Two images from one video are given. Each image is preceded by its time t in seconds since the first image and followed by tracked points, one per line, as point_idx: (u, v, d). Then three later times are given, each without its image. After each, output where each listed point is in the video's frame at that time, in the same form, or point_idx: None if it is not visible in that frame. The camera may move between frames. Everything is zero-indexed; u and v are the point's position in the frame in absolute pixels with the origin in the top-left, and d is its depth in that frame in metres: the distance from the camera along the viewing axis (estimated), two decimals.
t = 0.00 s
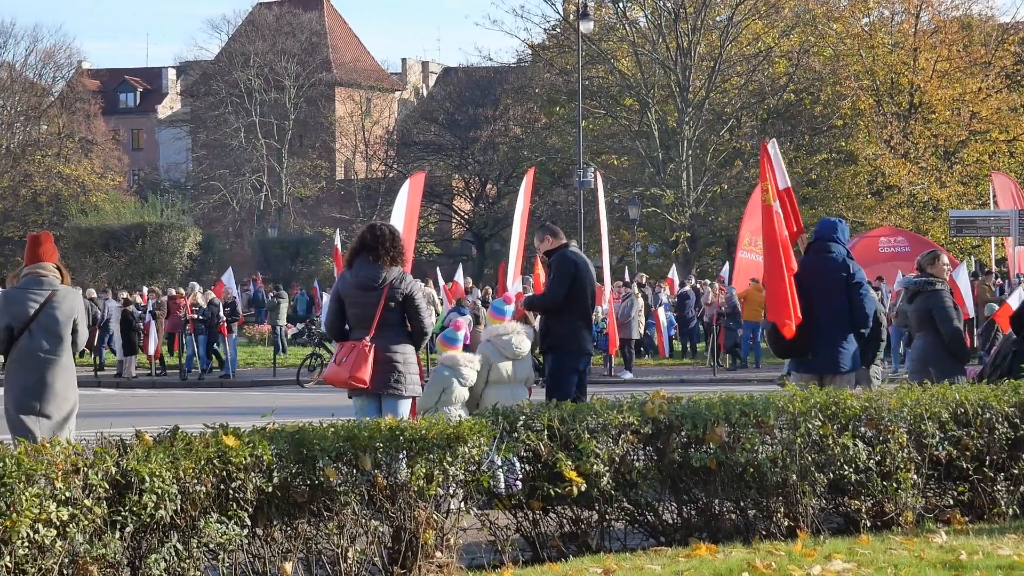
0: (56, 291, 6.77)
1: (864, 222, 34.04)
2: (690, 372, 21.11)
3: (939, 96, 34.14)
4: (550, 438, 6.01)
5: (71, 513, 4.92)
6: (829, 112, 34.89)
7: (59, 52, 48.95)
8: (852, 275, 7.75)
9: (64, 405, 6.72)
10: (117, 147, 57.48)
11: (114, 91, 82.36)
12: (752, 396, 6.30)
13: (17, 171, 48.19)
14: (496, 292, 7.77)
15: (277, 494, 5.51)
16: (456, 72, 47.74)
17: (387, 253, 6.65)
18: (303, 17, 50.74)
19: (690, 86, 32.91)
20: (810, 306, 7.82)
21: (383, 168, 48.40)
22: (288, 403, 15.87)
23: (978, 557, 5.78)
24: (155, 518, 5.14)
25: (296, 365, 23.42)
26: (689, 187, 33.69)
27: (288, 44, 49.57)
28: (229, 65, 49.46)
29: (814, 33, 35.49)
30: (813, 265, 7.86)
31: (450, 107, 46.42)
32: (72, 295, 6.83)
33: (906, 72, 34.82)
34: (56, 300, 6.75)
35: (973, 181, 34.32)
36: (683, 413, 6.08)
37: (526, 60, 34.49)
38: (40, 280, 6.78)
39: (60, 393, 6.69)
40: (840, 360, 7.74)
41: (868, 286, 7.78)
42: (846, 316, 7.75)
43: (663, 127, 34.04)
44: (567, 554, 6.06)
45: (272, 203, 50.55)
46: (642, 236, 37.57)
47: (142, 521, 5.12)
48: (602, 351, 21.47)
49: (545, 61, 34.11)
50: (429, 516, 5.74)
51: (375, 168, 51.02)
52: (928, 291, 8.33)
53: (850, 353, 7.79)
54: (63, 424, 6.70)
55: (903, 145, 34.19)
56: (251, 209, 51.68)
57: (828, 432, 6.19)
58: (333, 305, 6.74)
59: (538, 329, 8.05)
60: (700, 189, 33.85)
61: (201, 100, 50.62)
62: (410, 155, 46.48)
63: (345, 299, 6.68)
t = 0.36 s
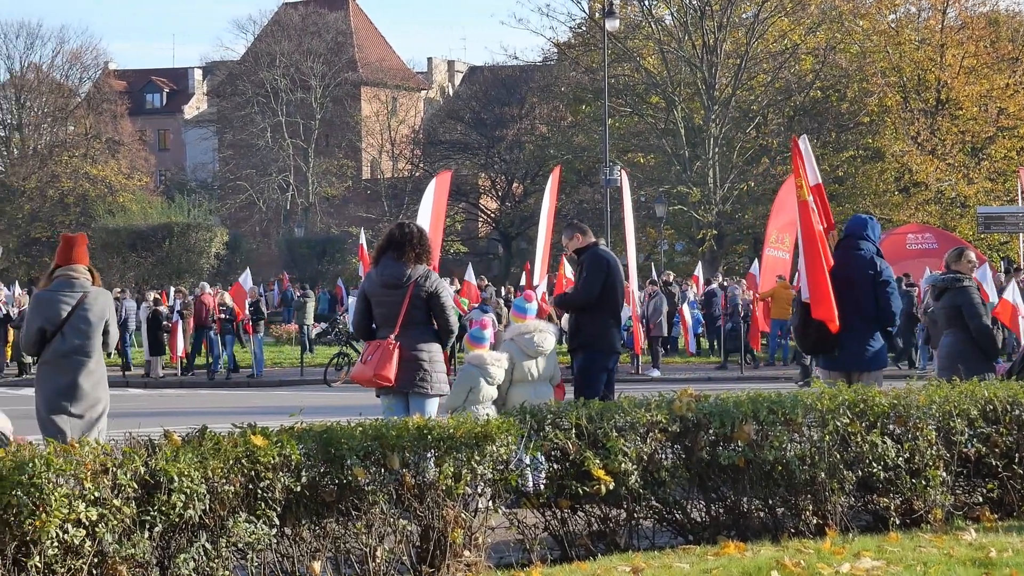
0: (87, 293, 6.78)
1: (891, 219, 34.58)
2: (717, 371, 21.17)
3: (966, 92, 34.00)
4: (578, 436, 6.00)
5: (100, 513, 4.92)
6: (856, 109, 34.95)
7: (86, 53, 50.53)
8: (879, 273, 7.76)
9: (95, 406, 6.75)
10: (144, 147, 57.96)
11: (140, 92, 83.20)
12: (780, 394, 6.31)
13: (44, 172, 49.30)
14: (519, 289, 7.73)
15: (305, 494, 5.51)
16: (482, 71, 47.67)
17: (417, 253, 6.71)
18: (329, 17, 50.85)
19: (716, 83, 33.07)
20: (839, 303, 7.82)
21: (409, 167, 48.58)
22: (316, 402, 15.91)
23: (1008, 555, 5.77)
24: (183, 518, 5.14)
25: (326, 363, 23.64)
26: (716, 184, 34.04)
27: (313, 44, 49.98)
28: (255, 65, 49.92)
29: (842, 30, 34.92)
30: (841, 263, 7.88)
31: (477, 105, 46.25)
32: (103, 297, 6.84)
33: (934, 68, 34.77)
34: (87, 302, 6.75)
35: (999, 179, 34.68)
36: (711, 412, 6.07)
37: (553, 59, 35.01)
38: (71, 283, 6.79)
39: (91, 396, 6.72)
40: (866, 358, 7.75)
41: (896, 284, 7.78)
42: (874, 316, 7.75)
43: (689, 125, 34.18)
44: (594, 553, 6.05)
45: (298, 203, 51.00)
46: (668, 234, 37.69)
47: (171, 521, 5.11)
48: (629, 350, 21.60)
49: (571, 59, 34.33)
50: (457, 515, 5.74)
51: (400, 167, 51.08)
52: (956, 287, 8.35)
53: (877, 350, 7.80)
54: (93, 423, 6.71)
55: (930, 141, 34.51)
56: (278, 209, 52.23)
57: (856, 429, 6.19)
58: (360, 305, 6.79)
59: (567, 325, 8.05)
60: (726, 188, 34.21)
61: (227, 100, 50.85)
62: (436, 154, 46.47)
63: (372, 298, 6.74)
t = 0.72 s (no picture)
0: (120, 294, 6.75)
1: (920, 215, 34.28)
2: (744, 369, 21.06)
3: (995, 87, 34.40)
4: (607, 434, 6.00)
5: (130, 512, 4.87)
6: (884, 104, 35.15)
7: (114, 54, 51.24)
8: (906, 270, 7.76)
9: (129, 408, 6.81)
10: (171, 148, 58.26)
11: (168, 92, 83.81)
12: (808, 391, 6.31)
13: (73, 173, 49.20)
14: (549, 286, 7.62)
15: (332, 493, 5.50)
16: (510, 70, 48.02)
17: (443, 251, 6.70)
18: (355, 16, 51.11)
19: (744, 80, 33.19)
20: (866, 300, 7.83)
21: (436, 166, 48.70)
22: (345, 402, 15.93)
23: None
24: (213, 518, 5.11)
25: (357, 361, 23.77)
26: (743, 181, 33.93)
27: (340, 43, 50.13)
28: (281, 65, 50.20)
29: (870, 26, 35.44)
30: (867, 260, 7.89)
31: (504, 103, 46.49)
32: (137, 298, 6.81)
33: (962, 63, 35.07)
34: (121, 303, 6.74)
35: None
36: (740, 409, 6.08)
37: (579, 56, 34.91)
38: (104, 285, 6.75)
39: (124, 397, 6.75)
40: (895, 356, 7.73)
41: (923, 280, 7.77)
42: (901, 313, 7.74)
43: (716, 123, 34.16)
44: (623, 552, 6.04)
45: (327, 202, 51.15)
46: (697, 232, 37.72)
47: (201, 520, 5.08)
48: (656, 347, 21.60)
49: (597, 57, 34.30)
50: (486, 514, 5.73)
51: (427, 166, 51.18)
52: (980, 283, 8.30)
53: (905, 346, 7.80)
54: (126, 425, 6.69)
55: (958, 137, 34.40)
56: (305, 209, 52.50)
57: (886, 426, 6.21)
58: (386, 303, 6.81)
59: (600, 324, 8.11)
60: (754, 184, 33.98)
61: (255, 101, 51.04)
62: (464, 153, 46.81)
63: (399, 296, 6.73)
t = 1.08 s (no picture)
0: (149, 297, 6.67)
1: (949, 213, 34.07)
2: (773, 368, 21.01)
3: None
4: (637, 434, 5.99)
5: (161, 514, 4.79)
6: (912, 103, 35.54)
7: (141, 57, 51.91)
8: (936, 270, 8.11)
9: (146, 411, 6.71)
10: (199, 150, 58.66)
11: (195, 94, 84.47)
12: (838, 391, 6.38)
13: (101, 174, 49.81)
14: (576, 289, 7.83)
15: (361, 494, 5.46)
16: (536, 69, 47.79)
17: (471, 248, 6.80)
18: (382, 17, 51.40)
19: (771, 79, 33.04)
20: (894, 298, 8.20)
21: (466, 166, 48.87)
22: (375, 403, 16.02)
23: None
24: (243, 519, 5.05)
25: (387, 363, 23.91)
26: (772, 181, 33.81)
27: (368, 44, 50.53)
28: (310, 66, 50.55)
29: (897, 25, 35.24)
30: (894, 258, 8.21)
31: (531, 103, 46.32)
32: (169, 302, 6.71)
33: (991, 61, 34.90)
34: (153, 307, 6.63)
35: None
36: (770, 408, 6.11)
37: (607, 55, 35.11)
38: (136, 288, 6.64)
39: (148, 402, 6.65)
40: (923, 352, 8.09)
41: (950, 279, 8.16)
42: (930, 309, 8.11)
43: (744, 122, 34.22)
44: (653, 552, 6.04)
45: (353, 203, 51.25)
46: (726, 232, 37.86)
47: (231, 521, 5.01)
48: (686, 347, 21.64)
49: (625, 56, 34.47)
50: (516, 514, 5.70)
51: (455, 167, 51.37)
52: (1008, 282, 8.31)
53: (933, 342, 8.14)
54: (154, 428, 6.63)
55: (988, 135, 34.14)
56: (332, 209, 52.63)
57: (915, 426, 6.27)
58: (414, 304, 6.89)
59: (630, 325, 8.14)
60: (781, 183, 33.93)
61: (282, 102, 51.41)
62: (491, 152, 46.91)
63: (429, 295, 6.81)
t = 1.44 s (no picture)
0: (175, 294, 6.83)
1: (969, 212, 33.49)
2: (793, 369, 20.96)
3: None
4: (657, 434, 5.99)
5: (182, 513, 4.78)
6: (933, 102, 35.28)
7: (162, 57, 52.41)
8: (957, 270, 8.17)
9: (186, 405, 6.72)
10: (221, 150, 59.02)
11: (217, 94, 85.03)
12: (860, 391, 6.46)
13: (122, 175, 50.23)
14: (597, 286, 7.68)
15: (381, 496, 5.42)
16: (557, 69, 48.01)
17: (488, 247, 7.02)
18: (403, 17, 51.54)
19: (792, 79, 33.08)
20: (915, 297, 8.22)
21: (485, 166, 48.95)
22: (395, 402, 16.17)
23: None
24: (264, 519, 5.01)
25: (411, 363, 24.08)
26: (793, 180, 33.86)
27: (388, 44, 50.62)
28: (331, 66, 50.69)
29: (917, 23, 34.97)
30: (915, 259, 8.26)
31: (552, 104, 46.50)
32: (195, 299, 6.86)
33: (1013, 60, 34.35)
34: (179, 304, 6.76)
35: None
36: (790, 409, 6.16)
37: (627, 55, 35.21)
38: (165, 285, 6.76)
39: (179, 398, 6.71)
40: (944, 352, 8.08)
41: (969, 279, 8.22)
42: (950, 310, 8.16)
43: (765, 121, 34.21)
44: (674, 551, 6.03)
45: (375, 203, 51.16)
46: (746, 230, 37.97)
47: (252, 521, 4.98)
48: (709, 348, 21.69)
49: (646, 56, 34.53)
50: (536, 514, 5.66)
51: (476, 166, 51.45)
52: None
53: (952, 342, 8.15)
54: (179, 426, 6.73)
55: (1009, 134, 33.22)
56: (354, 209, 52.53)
57: (937, 425, 6.39)
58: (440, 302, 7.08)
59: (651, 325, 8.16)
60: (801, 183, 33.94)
61: (303, 101, 51.65)
62: (512, 152, 47.05)
63: (455, 292, 7.00)
